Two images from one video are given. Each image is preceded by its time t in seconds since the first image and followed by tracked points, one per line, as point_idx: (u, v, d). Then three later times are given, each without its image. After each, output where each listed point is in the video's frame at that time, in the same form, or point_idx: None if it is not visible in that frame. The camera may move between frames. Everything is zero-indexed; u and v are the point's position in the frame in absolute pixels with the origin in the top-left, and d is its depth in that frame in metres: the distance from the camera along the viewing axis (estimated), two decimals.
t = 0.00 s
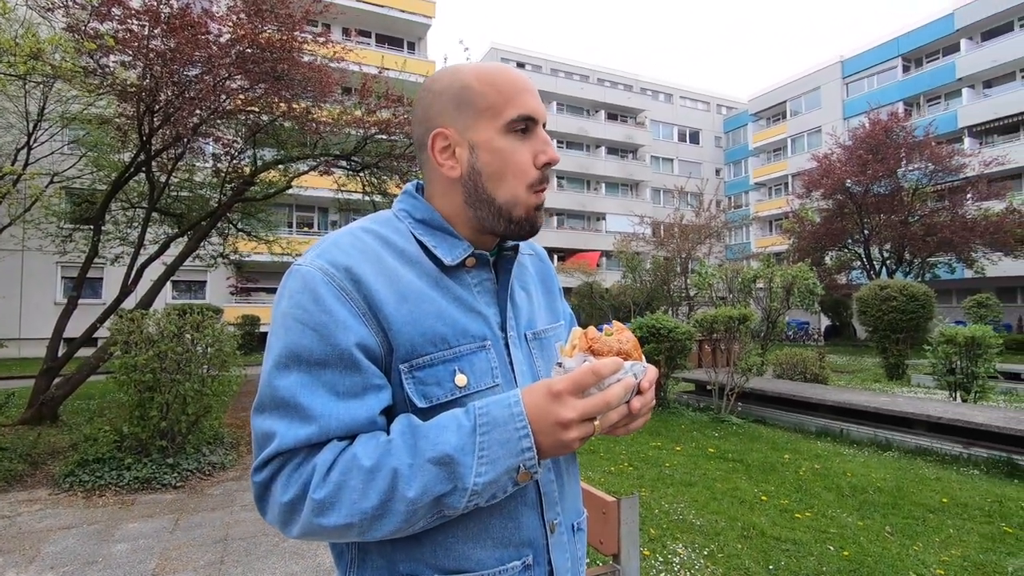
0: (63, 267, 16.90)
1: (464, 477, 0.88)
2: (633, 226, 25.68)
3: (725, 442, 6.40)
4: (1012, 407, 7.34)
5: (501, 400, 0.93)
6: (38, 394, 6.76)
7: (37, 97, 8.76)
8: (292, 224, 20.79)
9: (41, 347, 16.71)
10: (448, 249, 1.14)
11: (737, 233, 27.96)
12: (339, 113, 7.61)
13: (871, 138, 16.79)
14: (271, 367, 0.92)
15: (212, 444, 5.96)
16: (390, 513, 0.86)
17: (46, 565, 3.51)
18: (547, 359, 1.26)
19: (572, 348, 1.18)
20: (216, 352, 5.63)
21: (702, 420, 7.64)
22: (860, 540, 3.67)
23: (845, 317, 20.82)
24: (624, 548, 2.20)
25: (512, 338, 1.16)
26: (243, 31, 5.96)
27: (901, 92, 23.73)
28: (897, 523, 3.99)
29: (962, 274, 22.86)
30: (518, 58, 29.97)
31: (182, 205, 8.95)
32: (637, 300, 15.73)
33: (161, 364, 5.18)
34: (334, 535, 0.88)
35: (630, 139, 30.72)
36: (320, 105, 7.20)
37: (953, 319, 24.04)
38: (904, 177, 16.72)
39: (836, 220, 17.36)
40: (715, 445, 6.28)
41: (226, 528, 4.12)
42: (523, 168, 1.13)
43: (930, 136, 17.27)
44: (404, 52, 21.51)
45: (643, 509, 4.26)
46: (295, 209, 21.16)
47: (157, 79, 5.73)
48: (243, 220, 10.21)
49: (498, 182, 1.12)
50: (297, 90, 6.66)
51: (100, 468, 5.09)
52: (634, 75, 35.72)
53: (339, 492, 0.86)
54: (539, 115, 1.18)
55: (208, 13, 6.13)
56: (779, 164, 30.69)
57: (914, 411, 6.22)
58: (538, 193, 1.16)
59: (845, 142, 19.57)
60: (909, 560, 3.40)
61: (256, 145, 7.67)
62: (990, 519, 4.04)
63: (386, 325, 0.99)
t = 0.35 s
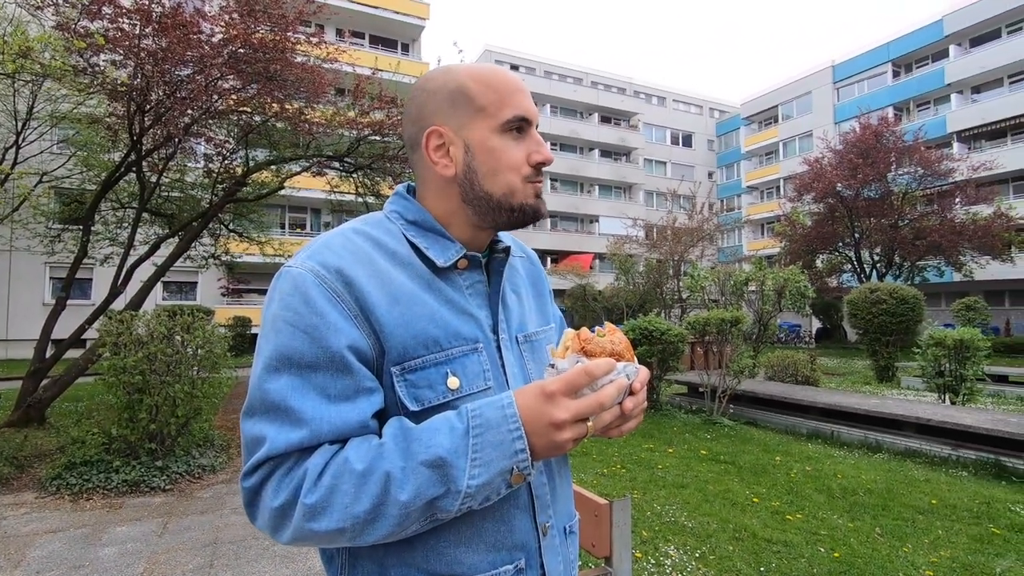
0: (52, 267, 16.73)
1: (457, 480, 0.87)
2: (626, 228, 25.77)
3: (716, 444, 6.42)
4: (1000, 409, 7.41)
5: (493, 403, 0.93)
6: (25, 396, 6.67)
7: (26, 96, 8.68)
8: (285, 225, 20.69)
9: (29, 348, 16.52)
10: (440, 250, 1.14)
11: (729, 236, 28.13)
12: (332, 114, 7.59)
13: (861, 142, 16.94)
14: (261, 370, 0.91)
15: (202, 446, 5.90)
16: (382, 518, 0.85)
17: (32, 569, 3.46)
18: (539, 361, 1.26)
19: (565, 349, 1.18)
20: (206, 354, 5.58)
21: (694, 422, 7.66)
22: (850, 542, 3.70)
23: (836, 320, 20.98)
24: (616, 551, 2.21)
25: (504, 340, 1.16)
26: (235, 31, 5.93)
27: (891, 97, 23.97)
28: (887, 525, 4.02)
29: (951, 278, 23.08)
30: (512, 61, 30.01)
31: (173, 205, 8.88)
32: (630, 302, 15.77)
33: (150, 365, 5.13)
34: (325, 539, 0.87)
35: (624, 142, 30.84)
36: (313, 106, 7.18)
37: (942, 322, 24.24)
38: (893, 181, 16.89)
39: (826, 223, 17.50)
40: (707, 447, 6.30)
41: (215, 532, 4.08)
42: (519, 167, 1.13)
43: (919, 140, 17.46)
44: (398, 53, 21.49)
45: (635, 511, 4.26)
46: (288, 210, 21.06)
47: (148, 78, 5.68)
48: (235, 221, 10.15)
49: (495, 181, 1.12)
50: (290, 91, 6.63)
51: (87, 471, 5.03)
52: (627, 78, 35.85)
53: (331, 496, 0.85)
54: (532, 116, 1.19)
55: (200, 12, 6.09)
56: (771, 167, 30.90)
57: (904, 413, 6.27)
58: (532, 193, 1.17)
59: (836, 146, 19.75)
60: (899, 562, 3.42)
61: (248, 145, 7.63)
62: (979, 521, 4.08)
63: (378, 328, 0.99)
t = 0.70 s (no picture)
0: (45, 268, 16.62)
1: (457, 481, 0.87)
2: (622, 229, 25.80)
3: (712, 445, 6.43)
4: (993, 409, 7.44)
5: (493, 403, 0.92)
6: (17, 398, 6.61)
7: (19, 96, 8.61)
8: (280, 226, 20.62)
9: (20, 350, 16.39)
10: (437, 251, 1.13)
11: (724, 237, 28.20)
12: (327, 115, 7.59)
13: (856, 144, 17.01)
14: (257, 372, 0.89)
15: (196, 448, 5.87)
16: (381, 521, 0.84)
17: (22, 572, 3.43)
18: (534, 363, 1.25)
19: (563, 349, 1.18)
20: (201, 355, 5.56)
21: (690, 423, 7.67)
22: (844, 542, 3.71)
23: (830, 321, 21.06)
24: (611, 552, 2.21)
25: (499, 342, 1.16)
26: (230, 31, 5.92)
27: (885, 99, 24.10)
28: (881, 525, 4.03)
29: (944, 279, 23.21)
30: (508, 62, 30.02)
31: (168, 206, 8.83)
32: (626, 304, 15.79)
33: (143, 367, 5.09)
34: (323, 543, 0.86)
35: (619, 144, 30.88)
36: (308, 107, 7.16)
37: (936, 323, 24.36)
38: (887, 183, 16.98)
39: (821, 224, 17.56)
40: (703, 448, 6.31)
41: (209, 534, 4.05)
42: (530, 173, 1.16)
43: (913, 143, 17.56)
44: (394, 54, 21.47)
45: (630, 512, 4.27)
46: (283, 211, 21.00)
47: (141, 78, 5.63)
48: (231, 222, 10.10)
49: (508, 185, 1.14)
50: (285, 91, 6.62)
51: (80, 474, 4.99)
52: (623, 80, 35.94)
53: (329, 499, 0.84)
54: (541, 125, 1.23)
55: (195, 13, 6.07)
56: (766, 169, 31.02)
57: (898, 414, 6.30)
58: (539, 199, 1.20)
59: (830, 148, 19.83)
60: (893, 562, 3.43)
61: (243, 146, 7.60)
62: (972, 521, 4.10)
63: (376, 329, 0.98)
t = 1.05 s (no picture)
0: (45, 268, 16.62)
1: (465, 478, 0.86)
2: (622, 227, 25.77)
3: (712, 443, 6.42)
4: (994, 406, 7.43)
5: (499, 399, 0.91)
6: (17, 398, 6.61)
7: (18, 95, 8.60)
8: (280, 225, 20.61)
9: (21, 349, 16.42)
10: (440, 248, 1.13)
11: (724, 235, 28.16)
12: (327, 113, 7.58)
13: (856, 141, 16.98)
14: (261, 370, 0.89)
15: (197, 447, 5.87)
16: (388, 519, 0.84)
17: (23, 571, 3.43)
18: (536, 361, 1.25)
19: (567, 346, 1.18)
20: (201, 354, 5.55)
21: (690, 421, 7.67)
22: (845, 540, 3.70)
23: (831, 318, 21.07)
24: (611, 550, 2.20)
25: (502, 339, 1.15)
26: (229, 30, 5.92)
27: (885, 96, 24.06)
28: (882, 522, 4.02)
29: (944, 276, 23.20)
30: (507, 60, 29.98)
31: (167, 205, 8.83)
32: (626, 302, 15.80)
33: (143, 366, 5.09)
34: (329, 542, 0.85)
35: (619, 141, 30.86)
36: (308, 105, 7.15)
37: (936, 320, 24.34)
38: (887, 180, 16.97)
39: (821, 222, 17.53)
40: (703, 446, 6.30)
41: (209, 533, 4.05)
42: (532, 170, 1.16)
43: (913, 140, 17.53)
44: (393, 53, 21.44)
45: (631, 510, 4.26)
46: (283, 210, 21.00)
47: (140, 77, 5.62)
48: (230, 222, 10.09)
49: (511, 182, 1.14)
50: (284, 90, 6.61)
51: (80, 473, 4.99)
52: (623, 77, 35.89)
53: (336, 497, 0.83)
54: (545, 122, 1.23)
55: (194, 11, 6.05)
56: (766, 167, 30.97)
57: (899, 411, 6.29)
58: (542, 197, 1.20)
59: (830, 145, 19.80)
60: (893, 559, 3.43)
61: (242, 144, 7.58)
62: (973, 518, 4.10)
63: (380, 326, 0.97)
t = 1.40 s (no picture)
0: (47, 268, 16.64)
1: (462, 474, 0.86)
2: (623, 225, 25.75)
3: (714, 441, 6.42)
4: (996, 403, 7.42)
5: (496, 396, 0.92)
6: (20, 397, 6.63)
7: (19, 95, 8.61)
8: (281, 224, 20.63)
9: (24, 349, 16.49)
10: (438, 246, 1.13)
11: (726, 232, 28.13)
12: (327, 112, 7.56)
13: (858, 138, 16.94)
14: (260, 368, 0.89)
15: (199, 446, 5.88)
16: (386, 515, 0.84)
17: (27, 570, 3.45)
18: (536, 358, 1.25)
19: (565, 343, 1.18)
20: (203, 353, 5.55)
21: (691, 418, 7.67)
22: (846, 537, 3.70)
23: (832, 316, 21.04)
24: (612, 547, 2.21)
25: (500, 337, 1.16)
26: (229, 29, 5.92)
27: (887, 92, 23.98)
28: (883, 520, 4.02)
29: (946, 273, 23.15)
30: (508, 58, 29.93)
31: (168, 204, 8.84)
32: (627, 300, 15.78)
33: (146, 365, 5.11)
34: (327, 538, 0.85)
35: (620, 139, 30.80)
36: (308, 104, 7.16)
37: (939, 317, 24.28)
38: (889, 176, 16.92)
39: (823, 219, 17.49)
40: (704, 444, 6.30)
41: (212, 531, 4.06)
42: (527, 168, 1.15)
43: (915, 136, 17.48)
44: (394, 51, 21.42)
45: (632, 508, 4.27)
46: (284, 209, 21.01)
47: (141, 77, 5.63)
48: (231, 221, 10.10)
49: (506, 180, 1.14)
50: (285, 89, 6.60)
51: (83, 472, 5.01)
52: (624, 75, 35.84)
53: (334, 493, 0.84)
54: (541, 120, 1.22)
55: (194, 10, 6.04)
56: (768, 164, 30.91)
57: (901, 408, 6.28)
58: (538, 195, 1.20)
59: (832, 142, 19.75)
60: (894, 556, 3.43)
61: (243, 144, 7.60)
62: (974, 515, 4.10)
63: (378, 323, 0.98)
